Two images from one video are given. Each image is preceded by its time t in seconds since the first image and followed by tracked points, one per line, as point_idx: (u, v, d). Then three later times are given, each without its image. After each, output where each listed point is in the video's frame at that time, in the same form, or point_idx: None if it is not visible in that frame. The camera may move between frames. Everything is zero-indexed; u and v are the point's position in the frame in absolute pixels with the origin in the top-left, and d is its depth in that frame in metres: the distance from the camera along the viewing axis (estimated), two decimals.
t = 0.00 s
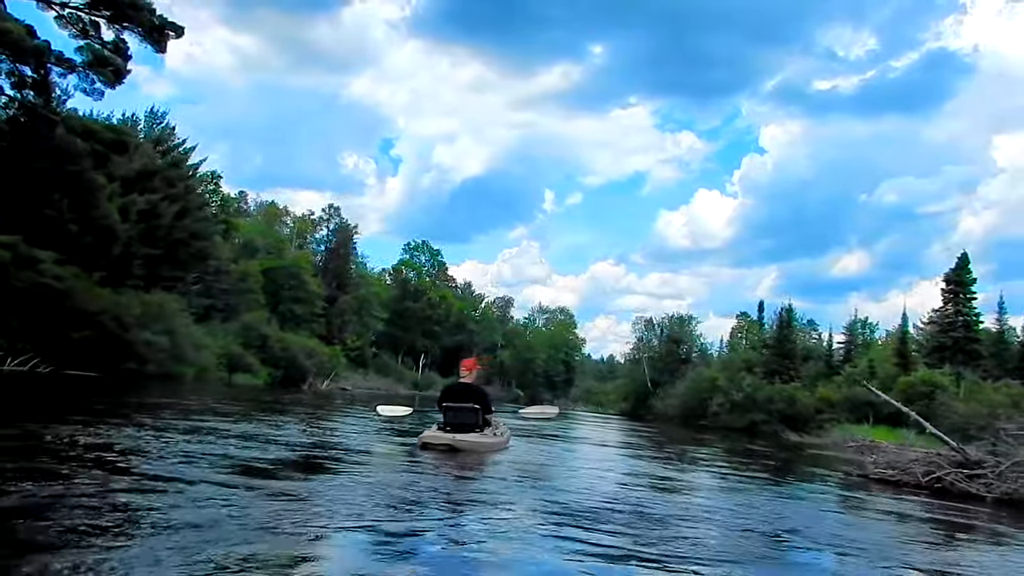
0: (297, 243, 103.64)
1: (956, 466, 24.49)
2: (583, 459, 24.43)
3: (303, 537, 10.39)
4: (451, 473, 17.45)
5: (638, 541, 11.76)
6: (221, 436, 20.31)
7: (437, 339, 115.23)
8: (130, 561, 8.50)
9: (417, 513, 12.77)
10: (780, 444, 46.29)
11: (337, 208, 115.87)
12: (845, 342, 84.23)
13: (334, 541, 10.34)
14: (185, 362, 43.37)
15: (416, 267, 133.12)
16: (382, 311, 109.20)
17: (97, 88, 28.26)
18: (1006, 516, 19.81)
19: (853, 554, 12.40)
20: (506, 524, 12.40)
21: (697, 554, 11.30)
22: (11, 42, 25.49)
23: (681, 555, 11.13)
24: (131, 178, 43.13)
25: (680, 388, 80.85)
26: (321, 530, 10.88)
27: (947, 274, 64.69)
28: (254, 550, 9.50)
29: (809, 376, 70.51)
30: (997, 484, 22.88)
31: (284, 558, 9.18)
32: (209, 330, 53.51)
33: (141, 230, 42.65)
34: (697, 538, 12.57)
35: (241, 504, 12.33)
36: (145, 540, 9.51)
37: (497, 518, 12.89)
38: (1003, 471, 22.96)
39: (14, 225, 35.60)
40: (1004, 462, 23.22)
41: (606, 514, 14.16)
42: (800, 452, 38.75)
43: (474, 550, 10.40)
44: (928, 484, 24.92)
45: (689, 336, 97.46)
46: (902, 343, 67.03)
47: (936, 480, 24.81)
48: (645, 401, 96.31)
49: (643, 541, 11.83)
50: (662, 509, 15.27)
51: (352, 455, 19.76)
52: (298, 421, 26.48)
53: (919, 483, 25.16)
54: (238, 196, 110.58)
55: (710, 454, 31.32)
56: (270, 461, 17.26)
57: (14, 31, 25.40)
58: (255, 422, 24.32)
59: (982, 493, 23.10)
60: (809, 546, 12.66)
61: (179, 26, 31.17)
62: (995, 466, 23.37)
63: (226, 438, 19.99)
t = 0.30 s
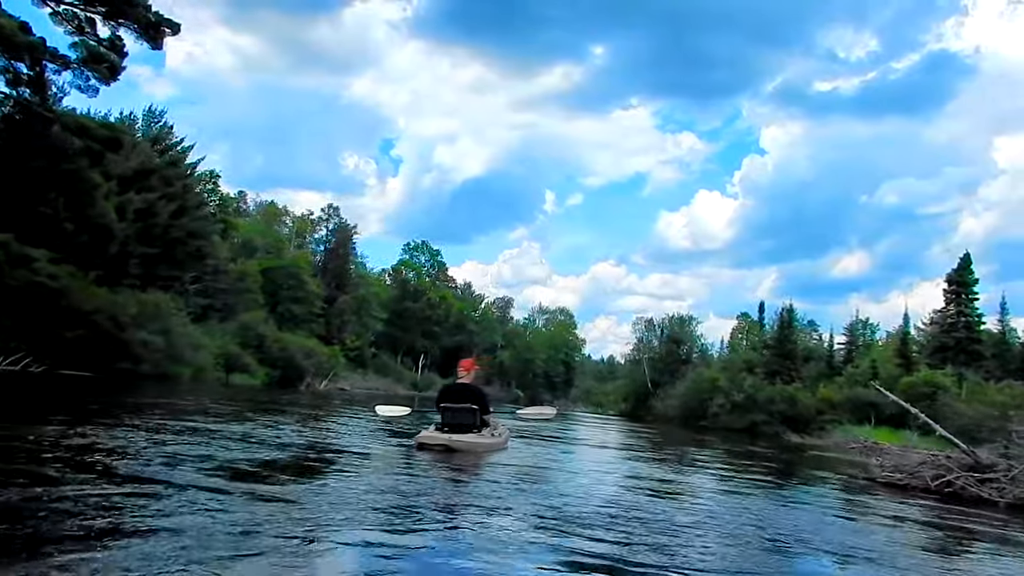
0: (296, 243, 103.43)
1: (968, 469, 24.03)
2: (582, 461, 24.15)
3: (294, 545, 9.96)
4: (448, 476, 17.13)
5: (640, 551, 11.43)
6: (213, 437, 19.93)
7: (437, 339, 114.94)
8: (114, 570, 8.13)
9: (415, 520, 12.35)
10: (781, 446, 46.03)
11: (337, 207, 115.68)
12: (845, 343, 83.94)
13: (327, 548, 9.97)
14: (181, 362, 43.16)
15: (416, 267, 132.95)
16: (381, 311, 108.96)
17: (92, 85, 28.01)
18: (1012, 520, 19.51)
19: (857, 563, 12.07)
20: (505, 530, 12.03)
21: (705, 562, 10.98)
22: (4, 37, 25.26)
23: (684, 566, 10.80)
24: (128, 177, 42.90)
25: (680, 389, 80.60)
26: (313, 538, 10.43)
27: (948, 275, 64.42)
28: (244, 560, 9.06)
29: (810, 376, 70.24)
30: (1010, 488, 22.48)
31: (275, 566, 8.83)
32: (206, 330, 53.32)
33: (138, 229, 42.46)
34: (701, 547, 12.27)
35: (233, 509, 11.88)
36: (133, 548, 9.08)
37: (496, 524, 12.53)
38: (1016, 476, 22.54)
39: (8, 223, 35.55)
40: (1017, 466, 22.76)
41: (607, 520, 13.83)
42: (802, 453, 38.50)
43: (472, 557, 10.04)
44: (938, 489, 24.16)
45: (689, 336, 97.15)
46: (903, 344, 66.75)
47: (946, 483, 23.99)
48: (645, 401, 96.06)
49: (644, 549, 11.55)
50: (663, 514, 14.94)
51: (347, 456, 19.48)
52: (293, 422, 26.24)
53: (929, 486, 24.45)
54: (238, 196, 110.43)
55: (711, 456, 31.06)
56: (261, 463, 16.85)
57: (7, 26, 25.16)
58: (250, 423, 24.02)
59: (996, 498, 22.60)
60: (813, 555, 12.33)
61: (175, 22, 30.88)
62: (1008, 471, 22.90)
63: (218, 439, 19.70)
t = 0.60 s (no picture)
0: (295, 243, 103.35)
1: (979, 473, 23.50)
2: (583, 464, 23.85)
3: (282, 554, 9.61)
4: (444, 480, 16.80)
5: (641, 559, 11.04)
6: (205, 439, 19.65)
7: (436, 340, 114.79)
8: None
9: (410, 526, 11.98)
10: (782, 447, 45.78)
11: (336, 208, 115.59)
12: (847, 344, 83.73)
13: (318, 556, 9.63)
14: (177, 362, 43.01)
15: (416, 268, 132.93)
16: (381, 312, 108.76)
17: (87, 82, 27.84)
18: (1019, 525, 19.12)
19: (861, 571, 11.64)
20: (504, 537, 11.69)
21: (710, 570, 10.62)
22: None
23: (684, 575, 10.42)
24: (125, 176, 42.73)
25: (679, 390, 80.46)
26: (303, 547, 10.08)
27: (949, 276, 64.12)
28: (234, 569, 8.73)
29: (811, 377, 70.01)
30: None
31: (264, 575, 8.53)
32: (204, 330, 53.20)
33: (134, 228, 42.27)
34: (705, 553, 11.90)
35: (223, 516, 11.52)
36: (117, 558, 8.77)
37: (493, 530, 12.16)
38: None
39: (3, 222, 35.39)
40: None
41: (608, 526, 13.46)
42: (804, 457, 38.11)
43: (468, 567, 9.68)
44: (948, 494, 23.65)
45: (690, 337, 96.88)
46: (904, 345, 66.52)
47: (958, 488, 23.44)
48: (645, 403, 95.86)
49: (646, 557, 11.18)
50: (663, 520, 14.55)
51: (342, 459, 19.19)
52: (288, 423, 25.99)
53: (938, 491, 23.91)
54: (237, 196, 110.40)
55: (711, 458, 30.77)
56: (252, 466, 16.51)
57: None
58: (245, 424, 23.80)
59: (1008, 503, 21.96)
60: (816, 563, 11.92)
61: (171, 20, 30.64)
62: (1021, 475, 22.36)
63: (210, 441, 19.43)
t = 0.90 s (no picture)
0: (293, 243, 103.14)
1: (993, 475, 23.10)
2: (583, 465, 23.53)
3: (270, 562, 9.17)
4: (442, 481, 16.45)
5: (644, 567, 10.65)
6: (195, 440, 19.31)
7: (436, 341, 114.57)
8: None
9: (406, 528, 11.62)
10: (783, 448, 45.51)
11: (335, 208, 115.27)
12: (848, 343, 83.46)
13: (313, 562, 9.29)
14: (174, 362, 42.79)
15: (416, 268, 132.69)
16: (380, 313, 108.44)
17: (80, 80, 27.61)
18: None
19: None
20: (501, 541, 11.27)
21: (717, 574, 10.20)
22: None
23: None
24: (121, 175, 42.45)
25: (679, 390, 80.17)
26: (296, 552, 9.69)
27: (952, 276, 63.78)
28: None
29: (812, 377, 69.73)
30: None
31: None
32: (201, 330, 53.02)
33: (131, 228, 41.99)
34: (706, 562, 11.47)
35: (214, 521, 11.16)
36: (104, 564, 8.43)
37: (492, 533, 11.81)
38: None
39: None
40: None
41: (607, 530, 13.02)
42: (806, 457, 37.83)
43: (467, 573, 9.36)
44: (961, 496, 23.25)
45: (690, 337, 96.64)
46: (906, 345, 66.27)
47: (970, 491, 23.06)
48: (645, 403, 95.56)
49: (649, 564, 10.82)
50: (666, 524, 14.18)
51: (337, 460, 18.87)
52: (284, 424, 25.69)
53: (950, 493, 23.55)
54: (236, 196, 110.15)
55: (713, 459, 30.47)
56: (244, 468, 16.14)
57: None
58: (238, 425, 23.53)
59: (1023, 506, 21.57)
60: (824, 570, 11.54)
61: (166, 17, 30.41)
62: None
63: (202, 442, 19.10)
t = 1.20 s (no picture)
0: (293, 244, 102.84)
1: (1010, 477, 22.66)
2: (585, 468, 23.20)
3: (264, 574, 8.76)
4: (439, 485, 16.09)
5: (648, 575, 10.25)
6: (188, 443, 18.99)
7: (436, 341, 114.30)
8: None
9: (401, 537, 11.21)
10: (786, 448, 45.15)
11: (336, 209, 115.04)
12: (850, 343, 83.05)
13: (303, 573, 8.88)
14: (172, 363, 42.53)
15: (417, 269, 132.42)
16: (381, 314, 108.12)
17: (77, 80, 27.39)
18: None
19: None
20: (500, 550, 10.85)
21: None
22: None
23: None
24: (119, 176, 42.22)
25: (681, 391, 79.82)
26: (286, 563, 9.29)
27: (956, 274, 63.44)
28: None
29: (815, 377, 69.32)
30: None
31: None
32: (200, 331, 52.80)
33: (128, 228, 41.74)
34: (714, 571, 11.00)
35: (202, 529, 10.75)
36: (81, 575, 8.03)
37: (491, 541, 11.40)
38: None
39: None
40: None
41: (609, 537, 12.59)
42: (810, 458, 37.45)
43: None
44: (977, 499, 22.77)
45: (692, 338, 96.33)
46: (909, 344, 65.90)
47: (987, 494, 22.61)
48: (646, 403, 95.21)
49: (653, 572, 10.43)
50: (670, 530, 13.77)
51: (334, 464, 18.51)
52: (282, 425, 25.41)
53: (966, 496, 23.10)
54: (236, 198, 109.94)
55: (718, 461, 30.12)
56: (236, 472, 15.75)
57: None
58: (234, 427, 23.24)
59: None
60: None
61: (163, 17, 30.15)
62: None
63: (196, 445, 18.76)
